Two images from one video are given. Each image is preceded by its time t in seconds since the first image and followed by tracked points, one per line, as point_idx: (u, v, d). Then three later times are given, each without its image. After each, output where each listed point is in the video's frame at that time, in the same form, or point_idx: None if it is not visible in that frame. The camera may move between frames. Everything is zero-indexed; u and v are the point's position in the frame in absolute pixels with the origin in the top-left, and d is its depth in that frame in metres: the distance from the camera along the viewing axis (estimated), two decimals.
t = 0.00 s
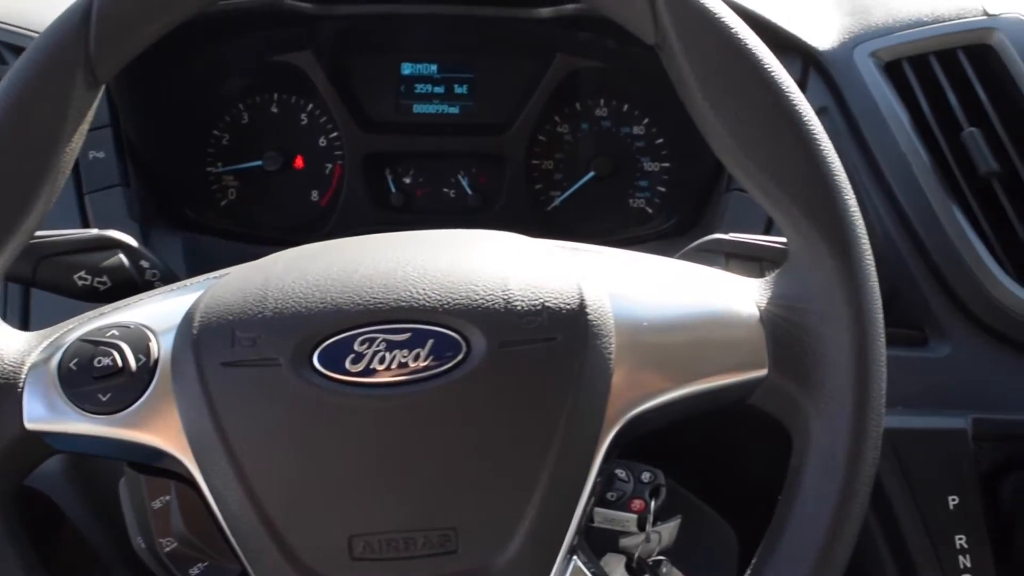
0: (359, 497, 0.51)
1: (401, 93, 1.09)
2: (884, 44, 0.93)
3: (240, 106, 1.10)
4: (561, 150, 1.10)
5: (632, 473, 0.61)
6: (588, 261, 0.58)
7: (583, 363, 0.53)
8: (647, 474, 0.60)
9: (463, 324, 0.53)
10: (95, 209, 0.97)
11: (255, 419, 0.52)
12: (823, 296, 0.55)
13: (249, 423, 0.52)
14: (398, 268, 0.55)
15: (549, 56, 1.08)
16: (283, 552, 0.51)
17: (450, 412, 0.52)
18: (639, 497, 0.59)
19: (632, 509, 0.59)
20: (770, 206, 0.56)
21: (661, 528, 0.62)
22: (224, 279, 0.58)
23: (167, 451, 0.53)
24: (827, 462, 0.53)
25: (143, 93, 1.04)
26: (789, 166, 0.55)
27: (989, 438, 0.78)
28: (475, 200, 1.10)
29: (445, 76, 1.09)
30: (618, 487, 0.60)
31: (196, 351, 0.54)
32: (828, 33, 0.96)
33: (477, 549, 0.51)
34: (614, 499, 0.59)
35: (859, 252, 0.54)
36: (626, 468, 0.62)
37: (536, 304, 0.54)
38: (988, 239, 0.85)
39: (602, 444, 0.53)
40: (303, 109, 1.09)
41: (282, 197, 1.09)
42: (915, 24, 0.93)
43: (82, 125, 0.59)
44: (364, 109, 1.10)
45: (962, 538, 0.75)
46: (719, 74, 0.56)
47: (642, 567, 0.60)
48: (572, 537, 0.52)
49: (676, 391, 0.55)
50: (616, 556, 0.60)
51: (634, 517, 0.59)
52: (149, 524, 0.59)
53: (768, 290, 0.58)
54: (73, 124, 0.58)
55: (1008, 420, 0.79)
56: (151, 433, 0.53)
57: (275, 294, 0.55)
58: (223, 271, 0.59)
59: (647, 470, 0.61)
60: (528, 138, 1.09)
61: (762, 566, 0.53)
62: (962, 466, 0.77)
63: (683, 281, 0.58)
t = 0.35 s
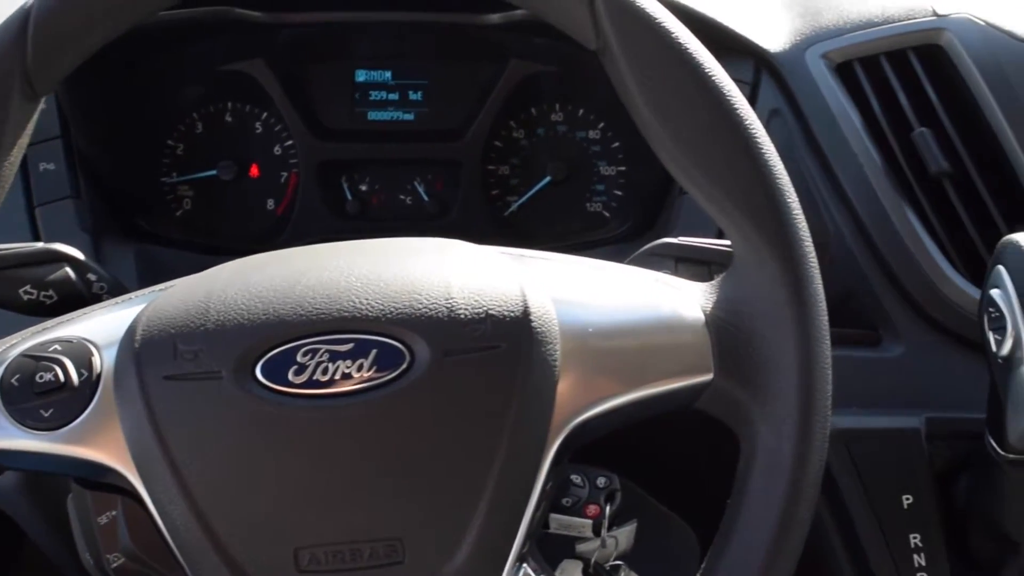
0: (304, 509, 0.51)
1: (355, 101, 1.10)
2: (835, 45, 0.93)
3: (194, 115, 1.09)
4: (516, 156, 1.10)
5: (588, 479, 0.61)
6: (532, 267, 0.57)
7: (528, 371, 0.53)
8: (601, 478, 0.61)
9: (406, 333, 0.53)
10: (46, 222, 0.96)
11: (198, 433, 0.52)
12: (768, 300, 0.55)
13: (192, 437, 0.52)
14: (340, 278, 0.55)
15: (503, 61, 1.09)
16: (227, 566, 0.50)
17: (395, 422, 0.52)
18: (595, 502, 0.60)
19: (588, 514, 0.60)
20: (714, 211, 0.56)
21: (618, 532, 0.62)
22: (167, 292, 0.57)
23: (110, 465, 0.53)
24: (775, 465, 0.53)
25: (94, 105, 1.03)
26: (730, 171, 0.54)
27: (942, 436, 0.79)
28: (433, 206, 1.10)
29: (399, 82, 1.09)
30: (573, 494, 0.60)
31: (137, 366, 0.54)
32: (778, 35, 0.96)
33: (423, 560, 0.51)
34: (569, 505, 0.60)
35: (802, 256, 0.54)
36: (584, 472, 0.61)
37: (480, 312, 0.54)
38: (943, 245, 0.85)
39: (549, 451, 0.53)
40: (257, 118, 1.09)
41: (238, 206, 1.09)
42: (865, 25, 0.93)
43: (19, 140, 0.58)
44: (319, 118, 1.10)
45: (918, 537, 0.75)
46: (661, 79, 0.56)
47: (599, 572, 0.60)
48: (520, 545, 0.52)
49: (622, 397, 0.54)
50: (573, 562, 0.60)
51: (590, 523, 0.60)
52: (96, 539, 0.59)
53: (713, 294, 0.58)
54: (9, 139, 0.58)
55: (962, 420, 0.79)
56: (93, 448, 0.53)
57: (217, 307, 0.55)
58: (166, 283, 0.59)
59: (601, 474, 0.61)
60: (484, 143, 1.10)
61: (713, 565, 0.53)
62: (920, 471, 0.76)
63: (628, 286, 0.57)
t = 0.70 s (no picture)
0: (246, 521, 0.51)
1: (307, 108, 1.08)
2: (787, 46, 0.91)
3: (146, 125, 1.08)
4: (470, 160, 1.09)
5: (540, 483, 0.62)
6: (476, 274, 0.57)
7: (470, 379, 0.53)
8: (554, 484, 0.61)
9: (348, 343, 0.53)
10: None
11: (139, 446, 0.51)
12: (711, 303, 0.54)
13: (133, 450, 0.51)
14: (282, 289, 0.54)
15: (454, 66, 1.07)
16: None
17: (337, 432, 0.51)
18: (548, 508, 0.60)
19: (541, 520, 0.60)
20: (656, 214, 0.56)
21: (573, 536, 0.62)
22: (108, 305, 0.57)
23: (49, 481, 0.52)
24: (720, 469, 0.53)
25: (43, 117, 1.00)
26: (671, 175, 0.54)
27: (894, 436, 0.79)
28: (387, 212, 1.08)
29: (351, 89, 1.07)
30: (527, 500, 0.61)
31: (76, 380, 0.53)
32: (727, 38, 0.94)
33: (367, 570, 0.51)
34: (523, 511, 0.60)
35: (743, 257, 0.54)
36: (536, 479, 0.62)
37: (422, 320, 0.54)
38: (891, 240, 0.86)
39: (493, 461, 0.53)
40: (209, 127, 1.08)
41: (191, 216, 1.08)
42: (815, 25, 0.93)
43: None
44: (271, 125, 1.08)
45: (870, 536, 0.75)
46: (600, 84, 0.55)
47: None
48: (464, 556, 0.52)
49: (566, 403, 0.54)
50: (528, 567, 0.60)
51: (544, 528, 0.60)
52: (41, 553, 0.58)
53: (658, 297, 0.58)
54: None
55: (912, 419, 0.80)
56: (33, 464, 0.53)
57: (157, 320, 0.54)
58: (108, 296, 0.58)
59: (554, 480, 0.62)
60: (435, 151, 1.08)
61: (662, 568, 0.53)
62: (869, 466, 0.77)
63: (571, 291, 0.57)
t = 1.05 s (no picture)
0: (167, 533, 0.50)
1: (241, 113, 1.06)
2: (722, 44, 0.91)
3: (78, 132, 1.06)
4: (409, 164, 1.07)
5: (477, 487, 0.61)
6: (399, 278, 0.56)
7: (394, 385, 0.52)
8: (492, 488, 0.61)
9: (267, 350, 0.52)
10: None
11: (56, 460, 0.50)
12: (637, 304, 0.54)
13: (50, 464, 0.50)
14: (201, 297, 0.53)
15: (388, 69, 1.05)
16: None
17: (259, 442, 0.51)
18: (485, 512, 0.60)
19: (479, 525, 0.59)
20: (580, 216, 0.55)
21: (512, 540, 0.61)
22: (26, 317, 0.56)
23: None
24: (648, 471, 0.53)
25: None
26: (595, 177, 0.54)
27: (833, 432, 0.80)
28: (325, 217, 1.08)
29: (287, 93, 1.06)
30: (465, 504, 0.61)
31: None
32: (663, 35, 0.93)
33: None
34: (459, 516, 0.60)
35: (669, 257, 0.54)
36: (475, 483, 0.62)
37: (343, 325, 0.53)
38: (824, 232, 0.86)
39: (419, 468, 0.52)
40: (143, 133, 1.06)
41: (127, 224, 1.07)
42: (750, 23, 0.92)
43: None
44: (205, 129, 1.06)
45: (810, 533, 0.75)
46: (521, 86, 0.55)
47: None
48: (391, 561, 0.51)
49: (492, 407, 0.54)
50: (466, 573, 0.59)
51: (480, 534, 0.59)
52: None
53: (585, 297, 0.58)
54: None
55: (849, 413, 0.80)
56: None
57: (73, 331, 0.53)
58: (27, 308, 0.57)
59: (493, 484, 0.61)
60: (373, 154, 1.06)
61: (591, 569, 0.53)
62: (807, 465, 0.77)
63: (497, 294, 0.57)
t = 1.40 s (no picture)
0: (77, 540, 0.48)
1: (173, 114, 1.04)
2: (652, 37, 0.90)
3: (6, 136, 1.05)
4: (344, 163, 1.06)
5: (410, 488, 0.61)
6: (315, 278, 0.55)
7: (309, 386, 0.51)
8: (425, 488, 0.60)
9: (179, 353, 0.51)
10: None
11: None
12: (556, 300, 0.53)
13: None
14: (111, 300, 0.53)
15: (321, 68, 1.04)
16: None
17: (171, 446, 0.49)
18: (418, 512, 0.59)
19: (412, 526, 0.59)
20: (498, 211, 0.54)
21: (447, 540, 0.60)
22: None
23: None
24: (571, 468, 0.52)
25: None
26: (511, 172, 0.53)
27: (767, 424, 0.79)
28: (259, 218, 1.06)
29: (218, 93, 1.05)
30: (398, 505, 0.60)
31: None
32: (594, 29, 0.93)
33: None
34: (392, 517, 0.59)
35: (586, 251, 0.53)
36: (408, 484, 0.61)
37: (256, 327, 0.52)
38: (758, 225, 0.86)
39: (337, 471, 0.51)
40: (72, 136, 1.04)
41: (57, 229, 1.05)
42: (681, 16, 0.92)
43: None
44: (136, 131, 1.04)
45: (744, 526, 0.75)
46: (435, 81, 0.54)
47: None
48: (311, 564, 0.50)
49: (410, 407, 0.53)
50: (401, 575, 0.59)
51: (414, 534, 0.59)
52: None
53: (504, 295, 0.57)
54: None
55: (783, 406, 0.80)
56: None
57: None
58: None
59: (426, 484, 0.61)
60: (306, 152, 1.05)
61: (514, 568, 0.52)
62: (741, 457, 0.77)
63: (415, 292, 0.56)
